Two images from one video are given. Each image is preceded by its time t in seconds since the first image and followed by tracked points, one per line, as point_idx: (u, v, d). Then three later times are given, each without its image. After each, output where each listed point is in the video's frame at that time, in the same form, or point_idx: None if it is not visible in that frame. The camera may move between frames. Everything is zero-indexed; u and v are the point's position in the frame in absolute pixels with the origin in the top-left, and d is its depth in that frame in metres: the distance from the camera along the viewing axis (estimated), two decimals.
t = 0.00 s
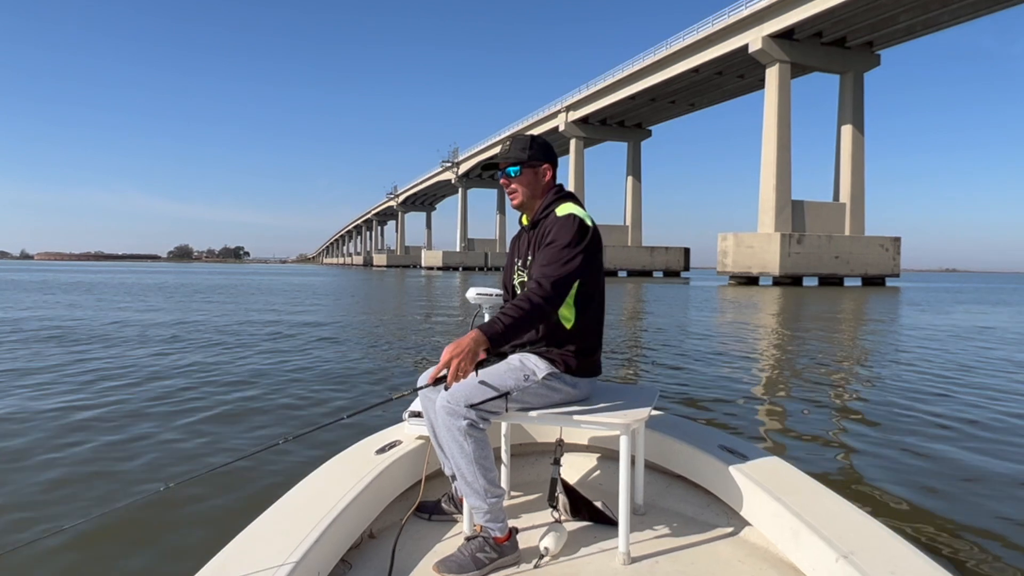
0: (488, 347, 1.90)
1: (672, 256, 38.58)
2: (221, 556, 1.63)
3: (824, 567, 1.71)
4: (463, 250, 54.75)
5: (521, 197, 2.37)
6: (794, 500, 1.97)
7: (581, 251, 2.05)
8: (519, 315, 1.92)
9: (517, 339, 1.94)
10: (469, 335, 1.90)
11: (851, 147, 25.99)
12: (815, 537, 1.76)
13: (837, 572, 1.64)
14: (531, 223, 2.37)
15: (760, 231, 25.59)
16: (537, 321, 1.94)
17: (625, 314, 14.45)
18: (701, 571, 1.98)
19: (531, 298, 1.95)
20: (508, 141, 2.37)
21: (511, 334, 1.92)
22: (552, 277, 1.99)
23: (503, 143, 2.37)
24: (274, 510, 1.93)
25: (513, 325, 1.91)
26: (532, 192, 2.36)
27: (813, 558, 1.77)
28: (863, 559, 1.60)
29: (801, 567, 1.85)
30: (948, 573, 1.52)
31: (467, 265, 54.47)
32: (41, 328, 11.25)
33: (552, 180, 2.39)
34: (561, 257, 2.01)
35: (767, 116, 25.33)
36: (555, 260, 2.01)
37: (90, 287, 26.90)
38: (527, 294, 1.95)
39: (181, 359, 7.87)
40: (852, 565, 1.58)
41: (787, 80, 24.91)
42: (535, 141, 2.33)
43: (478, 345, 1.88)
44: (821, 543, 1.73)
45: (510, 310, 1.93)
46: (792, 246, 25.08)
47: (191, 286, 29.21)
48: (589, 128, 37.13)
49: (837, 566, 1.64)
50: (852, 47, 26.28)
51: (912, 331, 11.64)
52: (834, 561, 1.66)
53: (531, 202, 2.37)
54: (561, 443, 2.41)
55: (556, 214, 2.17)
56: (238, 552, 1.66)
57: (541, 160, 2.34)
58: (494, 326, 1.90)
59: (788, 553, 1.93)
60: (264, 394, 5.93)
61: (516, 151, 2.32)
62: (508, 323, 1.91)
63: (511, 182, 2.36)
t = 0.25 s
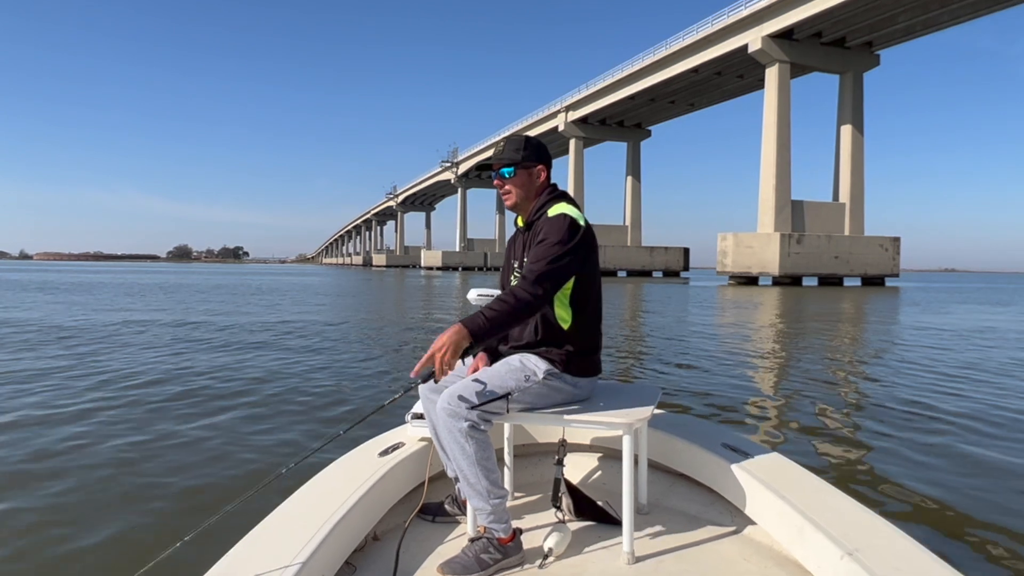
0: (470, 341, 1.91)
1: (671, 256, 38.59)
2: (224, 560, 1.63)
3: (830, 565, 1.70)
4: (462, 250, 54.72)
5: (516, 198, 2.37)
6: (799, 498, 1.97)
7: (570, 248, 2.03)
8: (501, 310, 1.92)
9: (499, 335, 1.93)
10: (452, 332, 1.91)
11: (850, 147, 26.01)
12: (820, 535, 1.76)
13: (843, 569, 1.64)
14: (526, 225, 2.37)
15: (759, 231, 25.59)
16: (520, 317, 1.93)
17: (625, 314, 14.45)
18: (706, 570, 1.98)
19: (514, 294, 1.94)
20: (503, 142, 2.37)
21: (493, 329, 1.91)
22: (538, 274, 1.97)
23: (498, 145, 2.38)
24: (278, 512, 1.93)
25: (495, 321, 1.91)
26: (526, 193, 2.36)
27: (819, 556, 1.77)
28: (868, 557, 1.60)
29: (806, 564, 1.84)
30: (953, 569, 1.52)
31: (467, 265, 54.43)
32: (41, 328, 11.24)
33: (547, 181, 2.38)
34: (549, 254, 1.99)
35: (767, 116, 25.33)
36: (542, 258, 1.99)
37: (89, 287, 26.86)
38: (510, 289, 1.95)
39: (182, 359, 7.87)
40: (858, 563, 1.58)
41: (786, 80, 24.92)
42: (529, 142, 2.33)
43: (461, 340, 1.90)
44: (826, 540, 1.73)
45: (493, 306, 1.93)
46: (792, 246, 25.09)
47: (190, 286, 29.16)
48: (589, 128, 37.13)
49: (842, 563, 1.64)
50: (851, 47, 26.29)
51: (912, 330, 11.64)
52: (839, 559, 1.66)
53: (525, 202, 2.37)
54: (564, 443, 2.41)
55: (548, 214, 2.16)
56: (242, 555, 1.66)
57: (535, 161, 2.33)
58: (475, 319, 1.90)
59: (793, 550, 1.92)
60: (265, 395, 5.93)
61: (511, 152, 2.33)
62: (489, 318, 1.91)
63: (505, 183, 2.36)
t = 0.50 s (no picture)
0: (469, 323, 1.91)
1: (671, 256, 38.60)
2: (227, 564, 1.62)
3: (833, 562, 1.70)
4: (462, 250, 54.72)
5: (517, 197, 2.37)
6: (801, 495, 1.97)
7: (574, 248, 2.03)
8: (504, 303, 1.91)
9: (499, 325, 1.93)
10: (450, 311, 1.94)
11: (850, 147, 26.02)
12: (824, 532, 1.76)
13: (845, 565, 1.64)
14: (527, 224, 2.37)
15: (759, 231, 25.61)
16: (523, 313, 1.92)
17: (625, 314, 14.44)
18: (710, 569, 1.98)
19: (518, 290, 1.94)
20: (504, 141, 2.37)
21: (493, 320, 1.91)
22: (542, 272, 1.97)
23: (499, 144, 2.37)
24: (281, 515, 1.92)
25: (497, 312, 1.91)
26: (527, 193, 2.35)
27: (821, 552, 1.77)
28: (872, 553, 1.60)
29: (809, 561, 1.84)
30: (956, 565, 1.52)
31: (467, 265, 54.44)
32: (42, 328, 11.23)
33: (548, 180, 2.38)
34: (554, 253, 1.99)
35: (766, 116, 25.34)
36: (547, 255, 1.99)
37: (89, 287, 26.86)
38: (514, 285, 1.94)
39: (182, 360, 7.87)
40: (861, 559, 1.58)
41: (786, 80, 24.93)
42: (531, 141, 2.32)
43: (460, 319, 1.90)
44: (829, 537, 1.73)
45: (496, 299, 1.93)
46: (792, 246, 25.12)
47: (191, 286, 29.16)
48: (588, 128, 37.14)
49: (845, 560, 1.64)
50: (851, 47, 26.30)
51: (912, 330, 11.65)
52: (842, 556, 1.66)
53: (526, 202, 2.38)
54: (566, 443, 2.40)
55: (551, 213, 2.16)
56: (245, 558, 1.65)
57: (536, 160, 2.33)
58: (475, 308, 1.90)
59: (795, 547, 1.92)
60: (266, 395, 5.93)
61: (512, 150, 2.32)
62: (491, 308, 1.91)
63: (506, 182, 2.36)
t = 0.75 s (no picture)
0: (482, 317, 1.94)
1: (670, 256, 38.61)
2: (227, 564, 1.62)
3: (833, 561, 1.70)
4: (461, 250, 54.71)
5: (523, 196, 2.36)
6: (801, 494, 1.97)
7: (585, 249, 2.05)
8: (516, 301, 1.94)
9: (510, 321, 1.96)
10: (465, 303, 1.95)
11: (849, 147, 26.04)
12: (823, 531, 1.76)
13: (845, 565, 1.64)
14: (534, 223, 2.38)
15: (758, 231, 25.62)
16: (534, 311, 1.95)
17: (624, 314, 14.44)
18: (709, 569, 1.98)
19: (531, 288, 1.96)
20: (513, 140, 2.37)
21: (505, 316, 1.94)
22: (554, 272, 1.99)
23: (508, 142, 2.38)
24: (281, 515, 1.92)
25: (508, 309, 1.94)
26: (534, 191, 2.36)
27: (821, 552, 1.77)
28: (872, 553, 1.60)
29: (809, 561, 1.84)
30: (956, 564, 1.52)
31: (466, 265, 54.44)
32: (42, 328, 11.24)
33: (556, 179, 2.39)
34: (567, 254, 2.01)
35: (766, 116, 25.36)
36: (560, 256, 2.02)
37: (88, 287, 26.86)
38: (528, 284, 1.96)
39: (182, 360, 7.87)
40: (861, 559, 1.58)
41: (785, 80, 24.95)
42: (539, 141, 2.33)
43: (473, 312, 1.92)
44: (828, 536, 1.73)
45: (515, 300, 1.96)
46: (791, 246, 25.13)
47: (190, 286, 29.16)
48: (587, 128, 37.15)
49: (844, 560, 1.64)
50: (850, 47, 26.32)
51: (912, 330, 11.66)
52: (842, 555, 1.66)
53: (534, 201, 2.37)
54: (566, 443, 2.40)
55: (560, 212, 2.17)
56: (245, 558, 1.65)
57: (544, 160, 2.33)
58: (488, 303, 1.93)
59: (795, 547, 1.92)
60: (266, 395, 5.93)
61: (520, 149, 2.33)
62: (503, 304, 1.94)
63: (514, 180, 2.36)
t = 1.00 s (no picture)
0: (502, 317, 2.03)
1: (669, 256, 38.62)
2: (224, 560, 1.62)
3: (828, 564, 1.70)
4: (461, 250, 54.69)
5: (531, 194, 2.37)
6: (797, 497, 1.97)
7: (599, 252, 2.08)
8: (536, 305, 1.99)
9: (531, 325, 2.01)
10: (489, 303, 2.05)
11: (849, 147, 26.05)
12: (818, 534, 1.76)
13: (840, 567, 1.64)
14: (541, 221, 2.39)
15: (757, 231, 25.63)
16: (554, 316, 2.00)
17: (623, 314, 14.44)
18: (705, 570, 1.98)
19: (550, 293, 2.00)
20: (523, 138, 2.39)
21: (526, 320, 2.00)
22: (571, 275, 2.03)
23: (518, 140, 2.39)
24: (278, 512, 1.92)
25: (528, 313, 1.99)
26: (542, 190, 2.36)
27: (816, 556, 1.77)
28: (865, 555, 1.61)
29: (804, 564, 1.84)
30: (951, 569, 1.52)
31: (465, 265, 54.41)
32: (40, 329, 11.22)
33: (564, 178, 2.39)
34: (581, 256, 2.04)
35: (765, 116, 25.37)
36: (574, 259, 2.05)
37: (87, 288, 26.84)
38: (548, 288, 2.00)
39: (180, 360, 7.87)
40: (856, 563, 1.58)
41: (785, 80, 24.96)
42: (548, 141, 2.35)
43: (494, 312, 2.02)
44: (824, 539, 1.73)
45: (531, 300, 2.00)
46: (790, 246, 25.14)
47: (188, 286, 29.10)
48: (587, 128, 37.14)
49: (840, 563, 1.64)
50: (850, 47, 26.33)
51: (910, 330, 11.68)
52: (837, 558, 1.66)
53: (540, 200, 2.37)
54: (564, 442, 2.40)
55: (569, 212, 2.19)
56: (242, 555, 1.65)
57: (553, 158, 2.34)
58: (509, 307, 2.01)
59: (791, 549, 1.92)
60: (264, 394, 5.93)
61: (531, 149, 2.35)
62: (525, 308, 2.00)
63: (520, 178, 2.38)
